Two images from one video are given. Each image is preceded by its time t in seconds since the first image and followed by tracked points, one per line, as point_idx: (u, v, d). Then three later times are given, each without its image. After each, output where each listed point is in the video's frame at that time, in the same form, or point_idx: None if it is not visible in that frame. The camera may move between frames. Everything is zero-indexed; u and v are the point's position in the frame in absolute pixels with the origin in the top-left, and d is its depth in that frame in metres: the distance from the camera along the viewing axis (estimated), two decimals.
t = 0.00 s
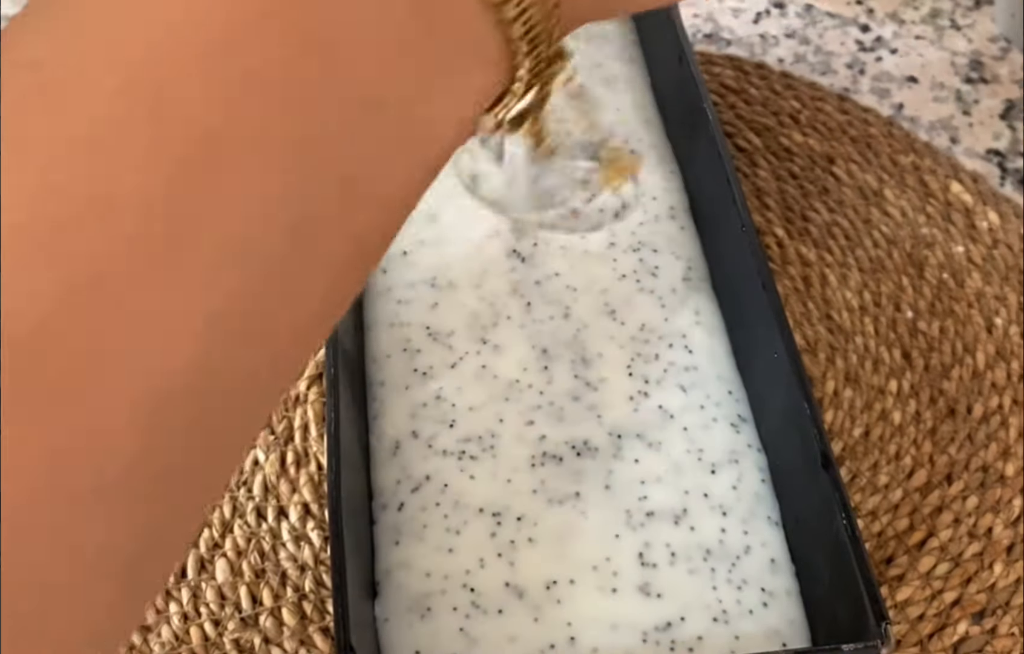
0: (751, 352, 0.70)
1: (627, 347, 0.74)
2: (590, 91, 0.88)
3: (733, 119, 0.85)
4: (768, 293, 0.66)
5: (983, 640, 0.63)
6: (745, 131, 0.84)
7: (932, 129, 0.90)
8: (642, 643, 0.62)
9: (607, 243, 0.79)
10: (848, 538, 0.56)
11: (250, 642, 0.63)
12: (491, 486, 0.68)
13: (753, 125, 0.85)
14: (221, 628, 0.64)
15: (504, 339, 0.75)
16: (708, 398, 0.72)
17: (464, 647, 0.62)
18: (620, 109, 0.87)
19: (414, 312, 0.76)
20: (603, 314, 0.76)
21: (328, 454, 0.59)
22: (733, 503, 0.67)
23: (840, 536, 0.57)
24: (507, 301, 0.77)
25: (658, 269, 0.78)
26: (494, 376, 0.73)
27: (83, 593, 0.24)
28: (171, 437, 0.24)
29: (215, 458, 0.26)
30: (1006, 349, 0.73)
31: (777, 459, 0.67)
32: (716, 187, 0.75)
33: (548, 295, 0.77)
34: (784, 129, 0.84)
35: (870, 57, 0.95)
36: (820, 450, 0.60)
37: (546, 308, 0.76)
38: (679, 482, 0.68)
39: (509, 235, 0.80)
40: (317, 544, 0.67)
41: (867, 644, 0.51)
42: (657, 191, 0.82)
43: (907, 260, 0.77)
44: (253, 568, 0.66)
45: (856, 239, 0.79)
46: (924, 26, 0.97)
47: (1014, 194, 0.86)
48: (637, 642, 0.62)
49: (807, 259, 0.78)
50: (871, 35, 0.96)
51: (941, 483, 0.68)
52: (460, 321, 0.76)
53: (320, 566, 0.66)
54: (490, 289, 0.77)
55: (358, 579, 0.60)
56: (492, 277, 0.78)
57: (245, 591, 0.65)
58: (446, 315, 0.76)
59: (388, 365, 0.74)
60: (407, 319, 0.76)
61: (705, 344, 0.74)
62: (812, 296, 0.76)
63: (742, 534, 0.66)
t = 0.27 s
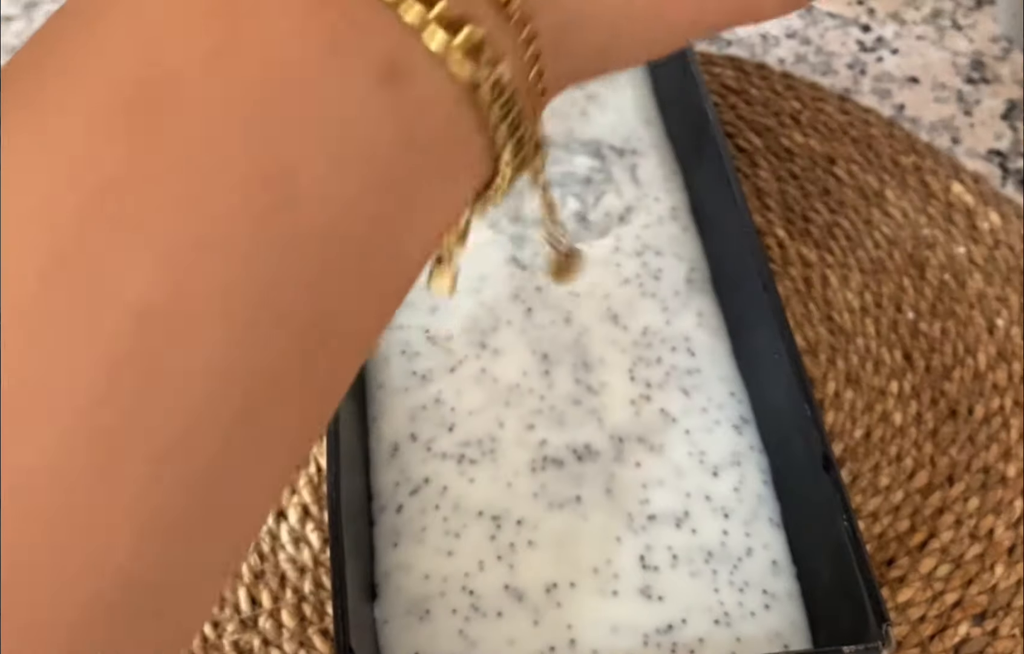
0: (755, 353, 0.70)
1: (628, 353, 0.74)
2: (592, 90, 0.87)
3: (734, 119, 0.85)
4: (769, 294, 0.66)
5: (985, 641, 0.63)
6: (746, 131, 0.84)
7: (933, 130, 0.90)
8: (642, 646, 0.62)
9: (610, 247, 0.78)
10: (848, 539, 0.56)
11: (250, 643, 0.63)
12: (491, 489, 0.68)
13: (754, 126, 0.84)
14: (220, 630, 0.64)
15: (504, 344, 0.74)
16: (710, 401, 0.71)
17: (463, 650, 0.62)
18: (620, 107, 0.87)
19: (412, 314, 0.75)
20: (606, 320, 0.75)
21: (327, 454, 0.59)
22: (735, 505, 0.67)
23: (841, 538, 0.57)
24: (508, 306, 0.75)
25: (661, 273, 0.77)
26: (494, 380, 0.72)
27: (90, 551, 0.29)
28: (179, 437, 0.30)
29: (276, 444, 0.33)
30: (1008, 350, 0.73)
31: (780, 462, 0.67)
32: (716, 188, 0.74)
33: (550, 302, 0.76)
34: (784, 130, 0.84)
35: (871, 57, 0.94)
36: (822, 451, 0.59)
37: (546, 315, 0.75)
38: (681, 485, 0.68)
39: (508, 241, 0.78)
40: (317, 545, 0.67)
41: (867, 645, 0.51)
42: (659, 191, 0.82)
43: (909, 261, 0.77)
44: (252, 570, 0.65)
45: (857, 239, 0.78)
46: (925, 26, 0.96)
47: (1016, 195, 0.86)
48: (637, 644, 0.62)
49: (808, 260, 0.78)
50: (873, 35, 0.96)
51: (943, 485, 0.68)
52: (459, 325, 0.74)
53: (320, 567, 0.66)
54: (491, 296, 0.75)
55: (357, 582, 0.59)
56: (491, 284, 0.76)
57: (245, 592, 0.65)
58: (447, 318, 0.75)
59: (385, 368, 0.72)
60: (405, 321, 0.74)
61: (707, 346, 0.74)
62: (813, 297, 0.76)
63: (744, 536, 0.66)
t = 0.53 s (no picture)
0: (756, 355, 0.70)
1: (630, 356, 0.73)
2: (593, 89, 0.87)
3: (735, 119, 0.84)
4: (770, 294, 0.66)
5: (986, 643, 0.63)
6: (746, 131, 0.84)
7: (935, 131, 0.90)
8: (644, 648, 0.62)
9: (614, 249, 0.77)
10: (850, 540, 0.56)
11: (249, 645, 0.63)
12: (491, 493, 0.67)
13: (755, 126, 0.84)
14: (219, 632, 0.63)
15: (505, 347, 0.73)
16: (712, 403, 0.71)
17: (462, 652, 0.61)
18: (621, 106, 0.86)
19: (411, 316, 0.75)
20: (608, 322, 0.74)
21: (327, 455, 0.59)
22: (737, 507, 0.67)
23: (843, 540, 0.57)
24: (508, 312, 0.75)
25: (663, 275, 0.77)
26: (494, 383, 0.72)
27: (66, 592, 0.28)
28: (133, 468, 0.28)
29: (239, 478, 0.31)
30: (1009, 351, 0.73)
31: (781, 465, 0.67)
32: (716, 189, 0.74)
33: (553, 307, 0.75)
34: (784, 130, 0.84)
35: (872, 57, 0.94)
36: (824, 452, 0.59)
37: (548, 319, 0.75)
38: (682, 488, 0.67)
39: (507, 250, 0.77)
40: (316, 546, 0.66)
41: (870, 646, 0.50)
42: (660, 192, 0.81)
43: (910, 262, 0.77)
44: (252, 572, 0.65)
45: (858, 239, 0.78)
46: (926, 26, 0.96)
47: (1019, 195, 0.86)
48: (640, 647, 0.62)
49: (809, 260, 0.77)
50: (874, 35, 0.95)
51: (944, 486, 0.68)
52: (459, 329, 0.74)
53: (319, 569, 0.66)
54: (491, 302, 0.75)
55: (357, 584, 0.59)
56: (491, 290, 0.75)
57: (243, 594, 0.64)
58: (445, 323, 0.74)
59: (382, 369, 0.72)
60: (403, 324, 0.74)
61: (708, 348, 0.74)
62: (813, 298, 0.76)
63: (746, 538, 0.66)
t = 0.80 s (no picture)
0: (756, 356, 0.70)
1: (631, 359, 0.73)
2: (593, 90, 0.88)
3: (735, 120, 0.85)
4: (770, 296, 0.66)
5: (986, 643, 0.63)
6: (746, 131, 0.84)
7: (935, 131, 0.90)
8: (644, 650, 0.62)
9: (615, 253, 0.78)
10: (850, 541, 0.56)
11: (249, 645, 0.63)
12: (491, 495, 0.67)
13: (755, 126, 0.84)
14: (219, 631, 0.64)
15: (506, 350, 0.73)
16: (713, 406, 0.71)
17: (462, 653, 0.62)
18: (621, 106, 0.87)
19: (411, 319, 0.75)
20: (608, 325, 0.74)
21: (328, 456, 0.59)
22: (738, 509, 0.67)
23: (842, 540, 0.57)
24: (509, 315, 0.75)
25: (664, 276, 0.77)
26: (494, 386, 0.72)
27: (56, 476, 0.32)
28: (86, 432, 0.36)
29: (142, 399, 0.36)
30: (1009, 351, 0.73)
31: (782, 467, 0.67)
32: (716, 190, 0.74)
33: (554, 310, 0.75)
34: (784, 130, 0.84)
35: (872, 58, 0.94)
36: (824, 452, 0.59)
37: (549, 322, 0.75)
38: (683, 490, 0.67)
39: (508, 255, 0.78)
40: (317, 546, 0.66)
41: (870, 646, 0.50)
42: (661, 193, 0.81)
43: (910, 262, 0.77)
44: (252, 571, 0.65)
45: (857, 239, 0.78)
46: (926, 27, 0.96)
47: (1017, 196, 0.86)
48: (640, 648, 0.62)
49: (809, 260, 0.77)
50: (873, 36, 0.96)
51: (944, 486, 0.68)
52: (458, 332, 0.74)
53: (319, 568, 0.66)
54: (490, 305, 0.76)
55: (357, 584, 0.59)
56: (491, 293, 0.76)
57: (243, 594, 0.65)
58: (445, 325, 0.75)
59: (383, 370, 0.73)
60: (403, 327, 0.75)
61: (710, 350, 0.73)
62: (813, 298, 0.75)
63: (747, 539, 0.66)
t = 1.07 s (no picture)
0: (756, 357, 0.70)
1: (633, 363, 0.73)
2: (593, 88, 0.87)
3: (735, 120, 0.85)
4: (770, 296, 0.66)
5: (986, 642, 0.63)
6: (746, 131, 0.84)
7: (934, 131, 0.90)
8: (645, 650, 0.62)
9: (618, 257, 0.78)
10: (851, 541, 0.56)
11: (249, 644, 0.63)
12: (490, 496, 0.67)
13: (755, 125, 0.84)
14: (219, 631, 0.64)
15: (506, 355, 0.73)
16: (715, 407, 0.71)
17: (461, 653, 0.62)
18: (623, 104, 0.86)
19: (411, 321, 0.75)
20: (611, 330, 0.74)
21: (328, 456, 0.60)
22: (739, 509, 0.67)
23: (842, 540, 0.57)
24: (509, 321, 0.75)
25: (666, 278, 0.77)
26: (494, 391, 0.72)
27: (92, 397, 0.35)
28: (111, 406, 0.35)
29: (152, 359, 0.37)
30: (1009, 351, 0.73)
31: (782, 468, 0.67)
32: (716, 191, 0.74)
33: (555, 314, 0.75)
34: (784, 130, 0.84)
35: (872, 57, 0.94)
36: (823, 453, 0.59)
37: (549, 327, 0.75)
38: (685, 492, 0.67)
39: (509, 258, 0.78)
40: (317, 545, 0.66)
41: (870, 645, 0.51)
42: (662, 193, 0.81)
43: (910, 262, 0.77)
44: (252, 571, 0.65)
45: (857, 239, 0.78)
46: (925, 27, 0.96)
47: (1017, 195, 0.86)
48: (641, 648, 0.62)
49: (809, 260, 0.77)
50: (873, 36, 0.96)
51: (944, 486, 0.68)
52: (457, 336, 0.74)
53: (320, 568, 0.66)
54: (490, 310, 0.75)
55: (357, 584, 0.59)
56: (491, 298, 0.76)
57: (244, 593, 0.65)
58: (445, 326, 0.75)
59: (382, 372, 0.73)
60: (403, 328, 0.75)
61: (711, 350, 0.74)
62: (813, 298, 0.75)
63: (748, 539, 0.66)
